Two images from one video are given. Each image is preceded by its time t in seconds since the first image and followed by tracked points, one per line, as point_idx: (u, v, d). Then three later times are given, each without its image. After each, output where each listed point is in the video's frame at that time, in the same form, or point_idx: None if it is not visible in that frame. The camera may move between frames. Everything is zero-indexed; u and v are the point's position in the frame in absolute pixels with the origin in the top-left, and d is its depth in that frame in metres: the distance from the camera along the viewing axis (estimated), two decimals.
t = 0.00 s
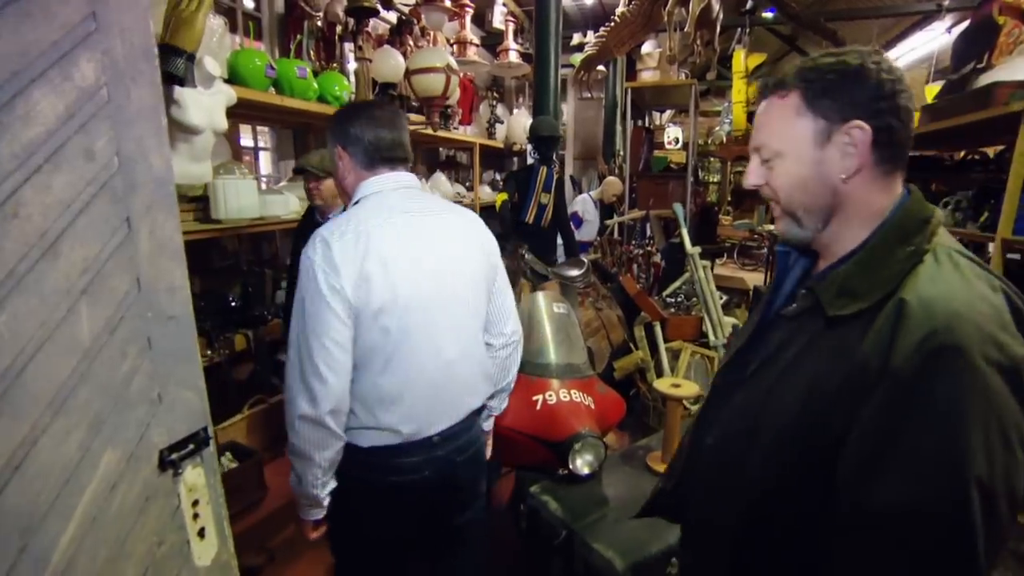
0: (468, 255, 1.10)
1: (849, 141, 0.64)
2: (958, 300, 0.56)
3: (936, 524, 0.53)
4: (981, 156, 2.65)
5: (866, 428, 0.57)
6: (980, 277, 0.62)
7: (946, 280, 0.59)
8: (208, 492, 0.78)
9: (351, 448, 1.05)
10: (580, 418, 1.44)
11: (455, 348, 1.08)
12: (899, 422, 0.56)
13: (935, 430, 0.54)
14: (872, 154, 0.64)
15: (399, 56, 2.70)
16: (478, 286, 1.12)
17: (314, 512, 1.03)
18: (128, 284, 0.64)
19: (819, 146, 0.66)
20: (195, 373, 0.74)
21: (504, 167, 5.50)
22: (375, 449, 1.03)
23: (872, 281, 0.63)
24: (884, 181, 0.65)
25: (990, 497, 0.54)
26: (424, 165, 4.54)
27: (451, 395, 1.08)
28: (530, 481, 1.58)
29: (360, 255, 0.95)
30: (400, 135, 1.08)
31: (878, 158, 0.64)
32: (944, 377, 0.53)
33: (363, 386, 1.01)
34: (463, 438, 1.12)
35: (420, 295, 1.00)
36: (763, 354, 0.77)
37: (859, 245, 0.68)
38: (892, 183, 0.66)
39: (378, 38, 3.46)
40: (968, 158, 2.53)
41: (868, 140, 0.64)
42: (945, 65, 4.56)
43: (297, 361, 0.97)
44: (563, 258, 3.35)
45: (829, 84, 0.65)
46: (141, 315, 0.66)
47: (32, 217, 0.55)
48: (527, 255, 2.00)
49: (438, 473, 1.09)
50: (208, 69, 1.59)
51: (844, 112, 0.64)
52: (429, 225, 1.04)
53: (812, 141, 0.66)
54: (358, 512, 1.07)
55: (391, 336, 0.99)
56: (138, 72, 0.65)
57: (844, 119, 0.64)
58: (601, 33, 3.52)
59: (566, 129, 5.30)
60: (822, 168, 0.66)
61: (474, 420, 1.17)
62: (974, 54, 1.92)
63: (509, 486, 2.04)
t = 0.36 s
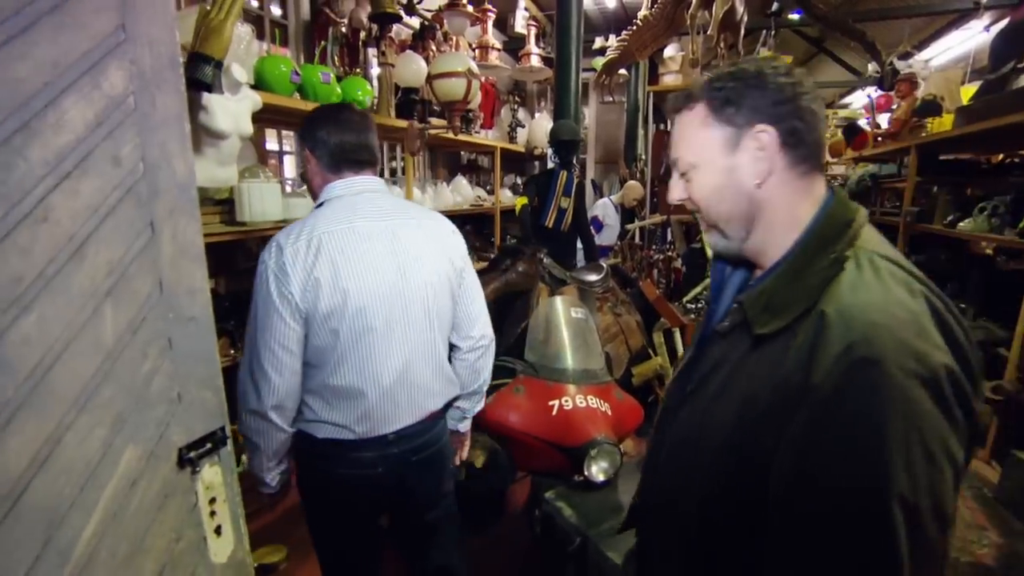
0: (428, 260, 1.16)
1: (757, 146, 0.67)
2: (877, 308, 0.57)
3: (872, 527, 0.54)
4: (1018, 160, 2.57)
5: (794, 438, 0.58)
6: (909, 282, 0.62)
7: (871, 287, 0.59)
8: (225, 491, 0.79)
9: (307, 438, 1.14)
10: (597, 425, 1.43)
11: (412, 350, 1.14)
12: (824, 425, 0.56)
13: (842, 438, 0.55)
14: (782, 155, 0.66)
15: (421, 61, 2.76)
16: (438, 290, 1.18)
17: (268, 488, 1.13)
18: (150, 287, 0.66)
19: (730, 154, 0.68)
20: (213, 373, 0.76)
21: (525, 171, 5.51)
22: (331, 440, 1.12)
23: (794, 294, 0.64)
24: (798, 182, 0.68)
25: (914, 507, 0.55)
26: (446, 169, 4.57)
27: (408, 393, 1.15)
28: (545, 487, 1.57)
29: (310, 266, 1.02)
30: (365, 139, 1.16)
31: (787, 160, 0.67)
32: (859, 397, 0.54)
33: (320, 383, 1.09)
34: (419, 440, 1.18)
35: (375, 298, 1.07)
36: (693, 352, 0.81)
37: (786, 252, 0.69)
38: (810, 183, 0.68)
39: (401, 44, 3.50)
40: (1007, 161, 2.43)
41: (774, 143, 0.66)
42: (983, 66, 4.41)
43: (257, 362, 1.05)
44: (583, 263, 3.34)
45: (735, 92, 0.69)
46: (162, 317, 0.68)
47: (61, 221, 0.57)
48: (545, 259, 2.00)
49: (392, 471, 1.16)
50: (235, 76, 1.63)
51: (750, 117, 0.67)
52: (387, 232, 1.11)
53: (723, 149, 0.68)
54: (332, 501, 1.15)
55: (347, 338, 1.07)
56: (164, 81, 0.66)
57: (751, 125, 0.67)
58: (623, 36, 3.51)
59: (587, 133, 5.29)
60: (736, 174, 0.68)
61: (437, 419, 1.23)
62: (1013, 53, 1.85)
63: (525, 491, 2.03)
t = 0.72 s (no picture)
0: (405, 257, 1.17)
1: (633, 145, 0.81)
2: (728, 275, 0.72)
3: (739, 454, 0.66)
4: None
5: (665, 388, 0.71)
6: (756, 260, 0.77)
7: (723, 259, 0.74)
8: (242, 484, 0.81)
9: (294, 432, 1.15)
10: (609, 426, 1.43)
11: (394, 344, 1.16)
12: (699, 372, 0.68)
13: (707, 381, 0.67)
14: (653, 154, 0.81)
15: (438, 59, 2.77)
16: (416, 285, 1.19)
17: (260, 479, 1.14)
18: (166, 285, 0.68)
19: (613, 151, 0.82)
20: (228, 369, 0.78)
21: (543, 168, 5.49)
22: (316, 434, 1.13)
23: (656, 268, 0.76)
24: (668, 176, 0.82)
25: (771, 430, 0.67)
26: (464, 167, 4.59)
27: (389, 386, 1.16)
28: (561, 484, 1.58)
29: (289, 265, 1.04)
30: (342, 143, 1.17)
31: (658, 158, 0.81)
32: (722, 348, 0.67)
33: (304, 379, 1.11)
34: (402, 432, 1.20)
35: (352, 295, 1.09)
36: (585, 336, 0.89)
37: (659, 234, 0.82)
38: (680, 179, 0.82)
39: (418, 43, 3.53)
40: None
41: (647, 143, 0.81)
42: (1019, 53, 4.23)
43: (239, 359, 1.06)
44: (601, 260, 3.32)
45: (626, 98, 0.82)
46: (178, 314, 0.70)
47: (80, 220, 0.58)
48: (560, 257, 1.98)
49: (376, 460, 1.17)
50: (254, 77, 1.67)
51: (628, 121, 0.81)
52: (363, 231, 1.11)
53: (608, 147, 0.82)
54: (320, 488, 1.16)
55: (327, 334, 1.08)
56: (178, 82, 0.68)
57: (632, 126, 0.81)
58: (641, 31, 3.46)
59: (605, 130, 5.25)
60: (616, 168, 0.82)
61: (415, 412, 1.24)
62: None
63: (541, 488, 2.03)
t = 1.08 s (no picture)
0: (405, 253, 1.18)
1: (551, 147, 0.80)
2: (600, 252, 0.71)
3: (583, 420, 0.67)
4: None
5: (520, 359, 0.72)
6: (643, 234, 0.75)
7: (602, 237, 0.73)
8: (250, 483, 0.81)
9: (297, 421, 1.14)
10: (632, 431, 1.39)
11: (395, 336, 1.16)
12: (553, 343, 0.69)
13: (561, 358, 0.68)
14: (572, 155, 0.81)
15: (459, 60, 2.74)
16: (414, 280, 1.20)
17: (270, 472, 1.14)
18: (175, 283, 0.68)
19: (531, 153, 0.82)
20: (238, 367, 0.78)
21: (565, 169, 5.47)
22: (320, 420, 1.12)
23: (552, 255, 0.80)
24: (588, 176, 0.81)
25: (618, 399, 0.67)
26: (486, 168, 4.60)
27: (388, 378, 1.16)
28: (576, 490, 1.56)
29: (297, 259, 1.05)
30: (343, 152, 1.16)
31: (578, 158, 0.81)
32: (576, 320, 0.68)
33: (309, 367, 1.10)
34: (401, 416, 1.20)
35: (356, 286, 1.09)
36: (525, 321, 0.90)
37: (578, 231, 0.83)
38: (598, 175, 0.83)
39: (440, 44, 3.54)
40: None
41: (564, 146, 0.80)
42: None
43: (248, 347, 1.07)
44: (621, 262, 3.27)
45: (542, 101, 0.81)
46: (188, 311, 0.70)
47: (90, 218, 0.59)
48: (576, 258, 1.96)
49: (377, 445, 1.17)
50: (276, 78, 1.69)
51: (546, 122, 0.80)
52: (366, 226, 1.12)
53: (526, 148, 0.82)
54: (323, 470, 1.14)
55: (334, 324, 1.08)
56: (189, 80, 0.68)
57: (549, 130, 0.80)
58: (665, 30, 3.41)
59: (628, 131, 5.21)
60: (536, 170, 0.82)
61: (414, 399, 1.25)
62: None
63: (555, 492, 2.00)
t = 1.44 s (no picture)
0: (421, 249, 1.15)
1: (473, 154, 0.77)
2: (471, 259, 0.67)
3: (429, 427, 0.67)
4: None
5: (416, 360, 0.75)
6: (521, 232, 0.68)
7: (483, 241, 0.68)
8: (255, 493, 0.78)
9: (309, 400, 1.12)
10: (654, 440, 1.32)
11: (406, 328, 1.12)
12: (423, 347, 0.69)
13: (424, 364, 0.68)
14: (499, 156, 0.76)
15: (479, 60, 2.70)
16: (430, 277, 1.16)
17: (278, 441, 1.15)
18: (177, 287, 0.66)
19: (457, 157, 0.77)
20: (242, 375, 0.76)
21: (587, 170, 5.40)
22: (330, 400, 1.10)
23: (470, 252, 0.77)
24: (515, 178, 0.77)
25: (462, 412, 0.65)
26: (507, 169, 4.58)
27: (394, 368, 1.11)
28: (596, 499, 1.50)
29: (320, 248, 1.05)
30: (362, 151, 1.14)
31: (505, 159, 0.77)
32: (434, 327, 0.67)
33: (322, 348, 1.09)
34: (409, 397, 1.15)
35: (368, 273, 1.07)
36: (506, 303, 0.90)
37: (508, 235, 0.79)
38: (528, 177, 0.77)
39: (460, 45, 3.53)
40: None
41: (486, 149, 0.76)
42: None
43: (268, 325, 1.07)
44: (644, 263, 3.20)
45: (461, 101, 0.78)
46: (189, 317, 0.68)
47: (85, 221, 0.57)
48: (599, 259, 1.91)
49: (381, 426, 1.11)
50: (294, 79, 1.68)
51: (470, 127, 0.76)
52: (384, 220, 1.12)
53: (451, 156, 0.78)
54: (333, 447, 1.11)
55: (351, 311, 1.07)
56: (191, 78, 0.66)
57: (469, 135, 0.77)
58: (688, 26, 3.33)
59: (650, 130, 5.14)
60: (466, 176, 0.78)
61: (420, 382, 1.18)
62: None
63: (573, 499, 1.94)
